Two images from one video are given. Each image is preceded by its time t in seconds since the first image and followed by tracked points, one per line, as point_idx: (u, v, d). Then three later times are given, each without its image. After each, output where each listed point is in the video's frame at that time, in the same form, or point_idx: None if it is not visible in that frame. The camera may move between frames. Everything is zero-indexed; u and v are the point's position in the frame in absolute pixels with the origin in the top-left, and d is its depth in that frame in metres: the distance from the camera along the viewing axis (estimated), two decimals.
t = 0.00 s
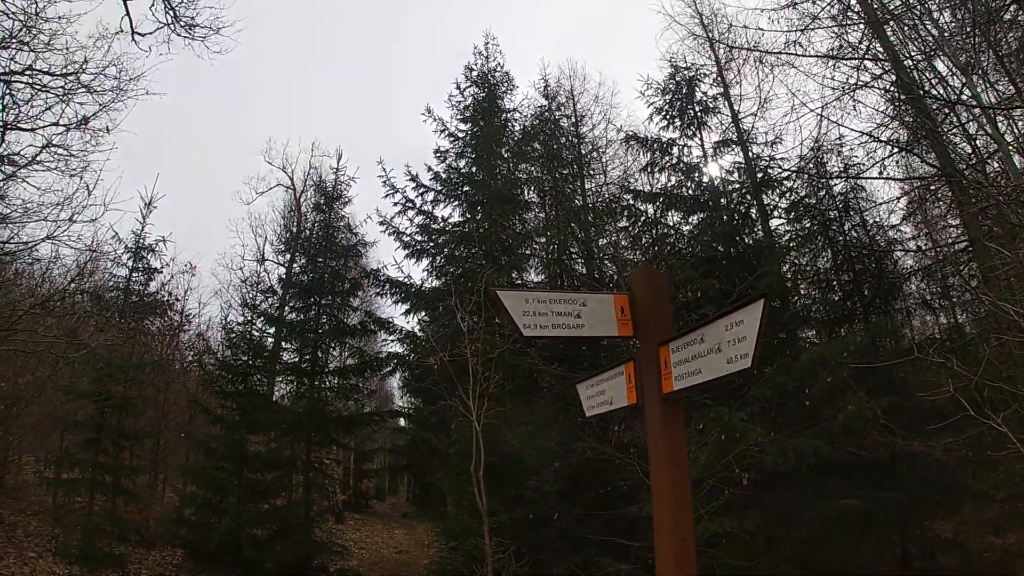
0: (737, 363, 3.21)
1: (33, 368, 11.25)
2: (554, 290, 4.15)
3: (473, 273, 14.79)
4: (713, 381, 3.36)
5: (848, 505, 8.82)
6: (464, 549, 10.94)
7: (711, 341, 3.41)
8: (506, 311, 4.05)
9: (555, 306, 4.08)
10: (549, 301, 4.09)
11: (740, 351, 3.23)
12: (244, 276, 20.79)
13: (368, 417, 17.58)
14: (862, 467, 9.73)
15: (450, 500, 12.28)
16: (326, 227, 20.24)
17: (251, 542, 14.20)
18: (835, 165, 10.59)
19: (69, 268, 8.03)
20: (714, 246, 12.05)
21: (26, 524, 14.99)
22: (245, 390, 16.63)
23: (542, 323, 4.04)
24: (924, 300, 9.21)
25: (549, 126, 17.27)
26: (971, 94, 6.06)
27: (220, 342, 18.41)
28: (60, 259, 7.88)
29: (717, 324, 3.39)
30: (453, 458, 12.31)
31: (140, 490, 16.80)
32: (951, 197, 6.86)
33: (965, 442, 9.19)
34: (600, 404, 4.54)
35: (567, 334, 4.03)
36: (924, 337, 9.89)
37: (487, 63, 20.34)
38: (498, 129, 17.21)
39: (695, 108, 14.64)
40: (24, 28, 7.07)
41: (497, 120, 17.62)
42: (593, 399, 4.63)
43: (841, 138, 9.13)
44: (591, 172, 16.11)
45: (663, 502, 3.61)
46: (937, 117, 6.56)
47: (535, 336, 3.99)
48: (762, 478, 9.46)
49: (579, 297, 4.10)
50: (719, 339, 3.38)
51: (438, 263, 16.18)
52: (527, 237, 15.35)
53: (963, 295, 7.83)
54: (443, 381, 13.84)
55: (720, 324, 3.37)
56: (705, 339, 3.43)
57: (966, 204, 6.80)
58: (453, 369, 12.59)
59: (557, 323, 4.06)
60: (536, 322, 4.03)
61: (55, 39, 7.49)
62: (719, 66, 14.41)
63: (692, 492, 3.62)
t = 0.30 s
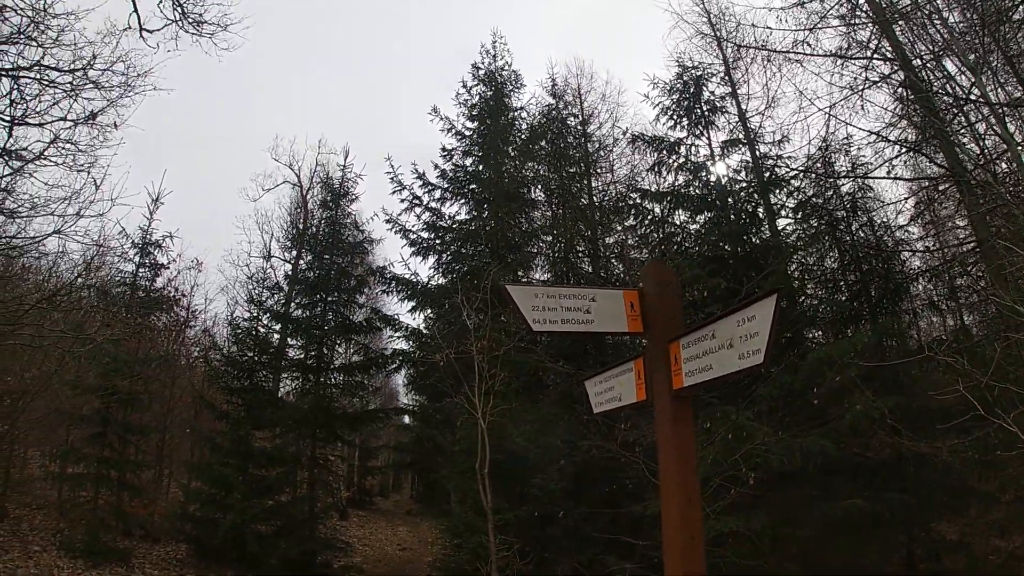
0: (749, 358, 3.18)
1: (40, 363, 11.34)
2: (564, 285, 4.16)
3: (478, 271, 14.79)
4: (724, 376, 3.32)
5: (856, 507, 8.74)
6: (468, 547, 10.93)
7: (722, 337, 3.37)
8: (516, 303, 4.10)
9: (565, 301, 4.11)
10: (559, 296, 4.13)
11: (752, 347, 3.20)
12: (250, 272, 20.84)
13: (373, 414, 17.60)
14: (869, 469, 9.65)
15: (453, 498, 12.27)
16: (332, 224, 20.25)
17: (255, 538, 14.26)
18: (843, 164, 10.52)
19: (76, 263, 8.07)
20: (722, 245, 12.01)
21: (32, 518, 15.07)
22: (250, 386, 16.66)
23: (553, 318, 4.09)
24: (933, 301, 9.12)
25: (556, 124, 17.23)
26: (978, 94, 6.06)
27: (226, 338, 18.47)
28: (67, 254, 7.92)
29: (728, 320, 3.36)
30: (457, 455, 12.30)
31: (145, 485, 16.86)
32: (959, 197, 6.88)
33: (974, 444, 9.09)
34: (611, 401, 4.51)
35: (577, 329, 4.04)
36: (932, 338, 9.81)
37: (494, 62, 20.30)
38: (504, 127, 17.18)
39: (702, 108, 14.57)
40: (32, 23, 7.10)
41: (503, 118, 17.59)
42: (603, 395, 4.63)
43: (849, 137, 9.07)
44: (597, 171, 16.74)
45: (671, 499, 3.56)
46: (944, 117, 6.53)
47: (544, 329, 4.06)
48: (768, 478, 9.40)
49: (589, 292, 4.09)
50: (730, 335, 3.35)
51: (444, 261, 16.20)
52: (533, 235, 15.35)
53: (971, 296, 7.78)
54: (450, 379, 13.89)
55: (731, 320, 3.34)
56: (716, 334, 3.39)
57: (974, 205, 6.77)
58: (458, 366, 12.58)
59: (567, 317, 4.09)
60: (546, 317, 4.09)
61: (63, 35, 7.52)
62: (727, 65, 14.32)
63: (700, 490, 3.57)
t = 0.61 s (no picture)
0: (761, 353, 3.11)
1: (34, 350, 11.28)
2: (571, 276, 4.12)
3: (476, 265, 14.77)
4: (733, 371, 3.29)
5: (851, 507, 8.75)
6: (462, 541, 10.93)
7: (732, 330, 3.34)
8: (523, 295, 3.99)
9: (574, 292, 4.06)
10: (567, 287, 4.07)
11: (763, 341, 3.15)
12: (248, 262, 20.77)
13: (368, 406, 17.59)
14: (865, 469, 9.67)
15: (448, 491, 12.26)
16: (332, 214, 20.18)
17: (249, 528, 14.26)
18: (844, 165, 10.50)
19: (74, 249, 8.03)
20: (721, 243, 12.13)
21: (26, 504, 15.04)
22: (246, 375, 16.62)
23: (560, 308, 4.03)
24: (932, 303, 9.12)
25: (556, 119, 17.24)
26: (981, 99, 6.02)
27: (223, 327, 18.43)
28: (65, 240, 7.87)
29: (739, 314, 3.31)
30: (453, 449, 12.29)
31: (140, 472, 16.86)
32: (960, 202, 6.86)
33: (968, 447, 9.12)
34: (614, 394, 4.47)
35: (583, 321, 3.99)
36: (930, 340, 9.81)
37: (496, 56, 20.24)
38: (505, 121, 17.16)
39: (704, 105, 14.53)
40: (33, 6, 7.03)
41: (504, 112, 17.55)
42: (606, 388, 4.58)
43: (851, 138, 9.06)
44: (599, 167, 16.15)
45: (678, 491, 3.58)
46: (947, 121, 6.50)
47: (551, 321, 3.97)
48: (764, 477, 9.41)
49: (597, 284, 4.06)
50: (743, 328, 3.30)
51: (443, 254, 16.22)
52: (533, 230, 15.43)
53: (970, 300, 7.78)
54: (448, 370, 14.03)
55: (742, 314, 3.29)
56: (727, 328, 3.36)
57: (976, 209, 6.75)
58: (456, 359, 12.57)
59: (575, 308, 4.04)
60: (553, 307, 4.03)
61: (64, 19, 7.46)
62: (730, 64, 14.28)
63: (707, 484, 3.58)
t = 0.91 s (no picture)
0: (771, 343, 3.10)
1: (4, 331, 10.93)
2: (576, 263, 4.11)
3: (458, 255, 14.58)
4: (740, 362, 3.26)
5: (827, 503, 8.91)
6: (439, 531, 10.93)
7: (739, 320, 3.32)
8: (525, 278, 4.01)
9: (576, 278, 4.06)
10: (571, 273, 4.07)
11: (773, 332, 3.14)
12: (225, 245, 20.41)
13: (345, 394, 17.44)
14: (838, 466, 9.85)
15: (425, 481, 12.24)
16: (312, 199, 19.88)
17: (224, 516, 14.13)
18: (825, 166, 10.60)
19: (49, 229, 7.81)
20: (704, 240, 12.13)
21: None
22: (222, 361, 16.37)
23: (562, 295, 4.03)
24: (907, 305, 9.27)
25: (539, 112, 17.40)
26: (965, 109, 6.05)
27: (198, 311, 18.13)
28: (40, 218, 7.65)
29: (749, 303, 3.30)
30: (432, 439, 12.26)
31: (111, 458, 16.52)
32: (938, 207, 6.98)
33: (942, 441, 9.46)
34: (610, 385, 4.48)
35: (585, 309, 3.98)
36: (904, 341, 10.00)
37: (482, 45, 20.13)
38: (489, 111, 17.04)
39: (690, 102, 14.58)
40: None
41: (489, 102, 17.49)
42: (602, 378, 4.60)
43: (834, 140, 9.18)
44: (581, 160, 16.84)
45: (680, 485, 3.48)
46: (930, 128, 6.56)
47: (554, 308, 3.97)
48: (741, 472, 9.54)
49: (598, 270, 4.04)
50: (750, 318, 3.29)
51: (424, 244, 16.09)
52: (514, 222, 15.35)
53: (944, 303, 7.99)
54: (427, 360, 13.97)
55: (751, 304, 3.28)
56: (734, 318, 3.34)
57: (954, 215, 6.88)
58: (437, 349, 12.49)
59: (576, 295, 4.04)
60: (556, 293, 4.02)
61: None
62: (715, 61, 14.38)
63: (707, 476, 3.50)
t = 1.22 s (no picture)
0: (766, 337, 3.12)
1: None
2: (566, 249, 4.14)
3: (423, 240, 14.31)
4: (731, 354, 3.30)
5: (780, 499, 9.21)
6: (397, 517, 10.85)
7: (733, 313, 3.34)
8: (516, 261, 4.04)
9: (566, 265, 4.08)
10: (561, 259, 4.10)
11: (768, 325, 3.16)
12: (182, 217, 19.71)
13: (302, 376, 17.15)
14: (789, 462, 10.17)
15: (383, 467, 12.12)
16: (274, 175, 19.32)
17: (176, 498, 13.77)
18: (790, 169, 10.84)
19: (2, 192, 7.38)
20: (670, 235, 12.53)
21: None
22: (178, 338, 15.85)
23: (552, 280, 4.06)
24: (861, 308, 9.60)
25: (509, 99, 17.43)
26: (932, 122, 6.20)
27: (153, 286, 17.51)
28: None
29: (743, 297, 3.31)
30: (392, 424, 12.14)
31: (55, 434, 15.86)
32: (897, 216, 7.18)
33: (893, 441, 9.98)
34: (591, 374, 4.53)
35: (574, 296, 4.01)
36: (857, 343, 10.37)
37: (456, 28, 19.89)
38: (459, 94, 16.79)
39: (664, 97, 14.74)
40: None
41: (460, 86, 17.32)
42: (583, 367, 4.64)
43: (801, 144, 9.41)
44: (549, 150, 16.90)
45: (665, 476, 3.52)
46: (896, 139, 6.71)
47: (542, 293, 4.01)
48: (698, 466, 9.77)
49: (588, 258, 4.08)
50: (743, 312, 3.31)
51: (388, 227, 15.86)
52: (480, 208, 15.30)
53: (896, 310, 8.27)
54: (388, 344, 13.80)
55: (745, 297, 3.29)
56: (728, 311, 3.36)
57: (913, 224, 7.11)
58: (401, 334, 12.35)
59: (566, 282, 4.06)
60: (546, 279, 4.05)
61: None
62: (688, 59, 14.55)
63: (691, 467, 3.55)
